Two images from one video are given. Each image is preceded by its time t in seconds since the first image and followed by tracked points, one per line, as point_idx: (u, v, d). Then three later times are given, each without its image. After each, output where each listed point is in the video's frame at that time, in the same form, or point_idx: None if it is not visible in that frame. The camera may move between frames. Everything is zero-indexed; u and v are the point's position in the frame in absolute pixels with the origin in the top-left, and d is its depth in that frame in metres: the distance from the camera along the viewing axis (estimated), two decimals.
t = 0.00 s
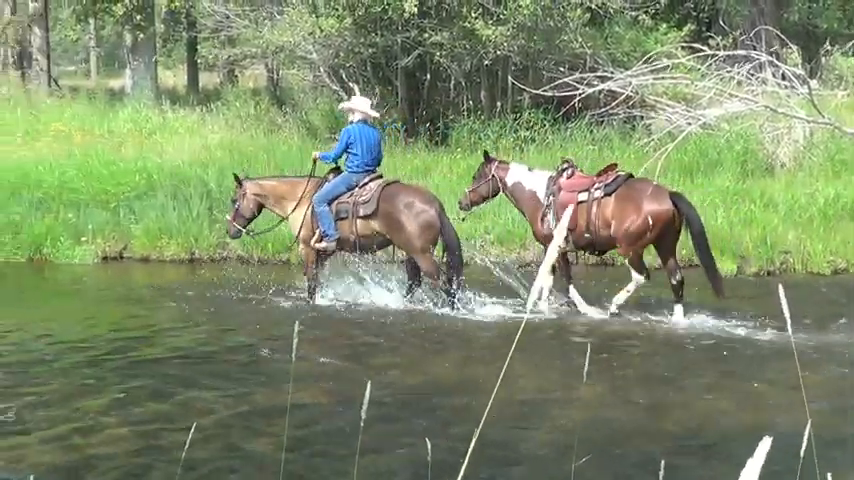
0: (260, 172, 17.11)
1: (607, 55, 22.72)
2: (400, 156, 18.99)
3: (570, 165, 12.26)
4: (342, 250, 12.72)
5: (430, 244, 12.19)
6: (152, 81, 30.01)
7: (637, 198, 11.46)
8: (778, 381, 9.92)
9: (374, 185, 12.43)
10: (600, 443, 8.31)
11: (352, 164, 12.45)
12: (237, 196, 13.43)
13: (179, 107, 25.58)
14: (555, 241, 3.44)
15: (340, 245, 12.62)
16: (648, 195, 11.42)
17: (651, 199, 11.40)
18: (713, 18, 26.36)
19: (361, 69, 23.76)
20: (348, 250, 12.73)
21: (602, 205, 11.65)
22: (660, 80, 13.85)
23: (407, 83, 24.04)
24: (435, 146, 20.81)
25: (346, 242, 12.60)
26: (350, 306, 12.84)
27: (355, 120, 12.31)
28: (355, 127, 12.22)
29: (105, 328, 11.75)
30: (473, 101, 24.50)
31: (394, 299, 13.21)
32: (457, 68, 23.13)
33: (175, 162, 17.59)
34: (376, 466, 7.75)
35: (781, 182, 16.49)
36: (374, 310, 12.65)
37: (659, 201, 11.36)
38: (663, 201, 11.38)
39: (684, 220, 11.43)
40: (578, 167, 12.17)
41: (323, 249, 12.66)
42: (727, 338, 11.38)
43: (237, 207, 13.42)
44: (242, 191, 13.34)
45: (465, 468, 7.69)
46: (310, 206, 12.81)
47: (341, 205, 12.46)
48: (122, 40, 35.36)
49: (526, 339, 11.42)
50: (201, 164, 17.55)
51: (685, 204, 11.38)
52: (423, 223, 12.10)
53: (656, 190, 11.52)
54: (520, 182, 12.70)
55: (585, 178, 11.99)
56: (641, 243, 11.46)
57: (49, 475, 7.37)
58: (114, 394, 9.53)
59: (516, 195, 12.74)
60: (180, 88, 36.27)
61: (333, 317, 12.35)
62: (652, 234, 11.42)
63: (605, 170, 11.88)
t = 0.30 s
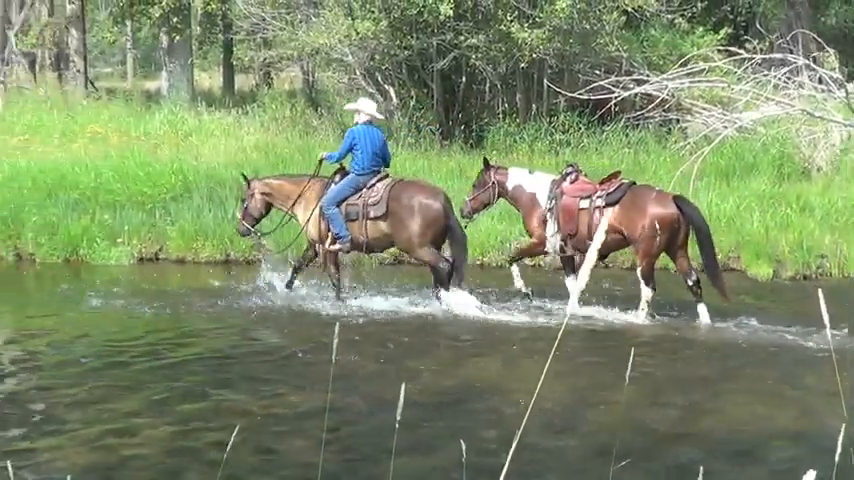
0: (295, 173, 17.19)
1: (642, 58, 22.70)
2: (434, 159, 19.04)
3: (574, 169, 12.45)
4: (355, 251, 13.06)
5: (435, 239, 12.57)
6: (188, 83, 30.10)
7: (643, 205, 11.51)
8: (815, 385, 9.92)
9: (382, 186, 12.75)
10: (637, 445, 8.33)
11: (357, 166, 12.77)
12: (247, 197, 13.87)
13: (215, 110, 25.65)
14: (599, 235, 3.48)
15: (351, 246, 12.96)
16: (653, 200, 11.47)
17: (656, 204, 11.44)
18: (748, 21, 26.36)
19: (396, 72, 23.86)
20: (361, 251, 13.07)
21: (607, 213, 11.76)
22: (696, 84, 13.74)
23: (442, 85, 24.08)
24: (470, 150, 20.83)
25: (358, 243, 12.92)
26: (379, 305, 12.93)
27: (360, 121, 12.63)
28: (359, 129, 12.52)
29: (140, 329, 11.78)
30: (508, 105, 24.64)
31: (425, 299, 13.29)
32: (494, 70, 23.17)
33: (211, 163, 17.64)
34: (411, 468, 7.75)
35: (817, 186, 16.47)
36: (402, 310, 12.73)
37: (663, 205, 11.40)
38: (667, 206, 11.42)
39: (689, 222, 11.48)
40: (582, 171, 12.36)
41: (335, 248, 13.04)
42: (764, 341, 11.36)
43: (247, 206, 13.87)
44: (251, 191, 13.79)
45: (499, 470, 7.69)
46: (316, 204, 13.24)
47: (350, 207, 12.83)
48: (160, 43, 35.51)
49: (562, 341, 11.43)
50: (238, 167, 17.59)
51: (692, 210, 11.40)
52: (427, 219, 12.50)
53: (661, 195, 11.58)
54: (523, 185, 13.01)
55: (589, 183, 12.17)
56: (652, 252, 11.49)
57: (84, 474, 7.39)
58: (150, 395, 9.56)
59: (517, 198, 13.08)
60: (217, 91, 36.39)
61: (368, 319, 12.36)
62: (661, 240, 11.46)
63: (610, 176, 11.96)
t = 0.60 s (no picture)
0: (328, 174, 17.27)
1: (675, 59, 22.66)
2: (467, 161, 19.10)
3: (568, 173, 12.52)
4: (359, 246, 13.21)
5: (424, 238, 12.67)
6: (221, 84, 30.18)
7: (638, 201, 11.58)
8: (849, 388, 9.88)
9: (385, 182, 12.83)
10: (670, 447, 8.31)
11: (363, 162, 12.91)
12: (261, 185, 14.09)
13: (247, 111, 25.70)
14: (619, 234, 3.46)
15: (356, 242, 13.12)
16: (647, 196, 11.54)
17: (651, 198, 11.51)
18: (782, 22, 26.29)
19: (429, 73, 24.07)
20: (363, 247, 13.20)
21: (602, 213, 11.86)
22: (730, 86, 13.71)
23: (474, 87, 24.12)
24: (503, 152, 20.86)
25: (360, 239, 13.07)
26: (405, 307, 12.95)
27: (363, 120, 12.77)
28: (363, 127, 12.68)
29: (173, 329, 11.82)
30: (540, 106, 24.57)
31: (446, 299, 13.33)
32: (526, 72, 23.21)
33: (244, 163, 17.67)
34: (445, 469, 7.77)
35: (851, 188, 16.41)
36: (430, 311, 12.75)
37: (658, 199, 11.47)
38: (663, 200, 11.48)
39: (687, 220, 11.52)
40: (576, 176, 12.47)
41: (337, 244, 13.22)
42: (797, 344, 11.33)
43: (260, 195, 14.08)
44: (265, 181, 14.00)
45: (532, 472, 7.68)
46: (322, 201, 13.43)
47: (354, 203, 12.98)
48: (193, 45, 35.61)
49: (593, 343, 11.43)
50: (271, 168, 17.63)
51: (687, 209, 11.47)
52: (421, 219, 12.56)
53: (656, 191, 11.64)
54: (526, 188, 12.89)
55: (584, 187, 12.28)
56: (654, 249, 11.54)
57: (120, 474, 7.43)
58: (183, 396, 9.59)
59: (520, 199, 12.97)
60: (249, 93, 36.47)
61: (399, 320, 12.37)
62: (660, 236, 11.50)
63: (604, 178, 12.09)
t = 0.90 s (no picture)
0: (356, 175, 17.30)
1: (705, 62, 22.59)
2: (496, 162, 19.12)
3: (563, 177, 12.64)
4: (352, 245, 13.35)
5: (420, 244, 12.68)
6: (250, 85, 30.22)
7: (635, 212, 11.43)
8: None
9: (382, 185, 13.00)
10: (699, 452, 8.26)
11: (364, 162, 13.14)
12: (260, 190, 14.17)
13: (277, 111, 25.72)
14: (663, 243, 3.39)
15: (348, 240, 13.30)
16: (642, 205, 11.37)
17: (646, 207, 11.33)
18: (814, 25, 26.21)
19: (458, 74, 24.08)
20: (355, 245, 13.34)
21: (595, 219, 11.94)
22: (760, 89, 13.66)
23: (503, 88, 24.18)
24: (532, 153, 20.84)
25: (353, 238, 13.21)
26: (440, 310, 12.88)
27: (367, 121, 13.02)
28: (368, 126, 12.93)
29: (200, 329, 11.84)
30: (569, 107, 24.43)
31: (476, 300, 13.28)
32: (554, 74, 23.30)
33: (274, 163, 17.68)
34: (471, 471, 7.75)
35: None
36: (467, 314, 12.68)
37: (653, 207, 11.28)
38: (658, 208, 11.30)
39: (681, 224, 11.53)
40: (570, 179, 12.54)
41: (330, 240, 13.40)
42: (825, 348, 11.28)
43: (261, 199, 14.14)
44: (265, 183, 14.11)
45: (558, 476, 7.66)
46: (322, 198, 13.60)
47: (350, 202, 13.13)
48: (223, 45, 35.66)
49: (620, 346, 11.41)
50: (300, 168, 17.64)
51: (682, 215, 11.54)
52: (416, 225, 12.59)
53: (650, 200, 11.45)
54: (517, 190, 13.13)
55: (579, 192, 12.34)
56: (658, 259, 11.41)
57: (148, 473, 7.45)
58: (210, 395, 9.61)
59: (511, 201, 13.23)
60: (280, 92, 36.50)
61: (424, 321, 12.36)
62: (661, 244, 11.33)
63: (599, 183, 12.08)
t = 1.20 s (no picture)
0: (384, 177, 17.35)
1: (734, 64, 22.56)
2: (523, 163, 19.14)
3: (558, 179, 12.71)
4: (351, 243, 13.44)
5: (422, 241, 12.73)
6: (278, 87, 30.28)
7: (631, 209, 11.63)
8: None
9: (380, 181, 13.06)
10: (728, 454, 8.25)
11: (366, 160, 13.27)
12: (264, 178, 14.51)
13: (305, 113, 25.79)
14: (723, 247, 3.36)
15: (347, 238, 13.38)
16: (639, 203, 11.59)
17: (642, 205, 11.57)
18: (843, 26, 26.14)
19: (486, 76, 24.14)
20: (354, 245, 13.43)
21: (592, 218, 12.03)
22: (789, 90, 13.65)
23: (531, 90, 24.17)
24: (560, 155, 20.85)
25: (352, 235, 13.32)
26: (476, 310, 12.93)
27: (371, 119, 13.14)
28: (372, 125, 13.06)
29: (228, 331, 11.87)
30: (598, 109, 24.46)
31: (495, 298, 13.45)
32: (583, 75, 23.23)
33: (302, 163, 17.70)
34: (501, 472, 7.76)
35: None
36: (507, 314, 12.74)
37: (649, 206, 11.53)
38: (654, 206, 11.53)
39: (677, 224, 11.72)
40: (566, 180, 12.64)
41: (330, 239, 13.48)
42: None
43: (262, 188, 14.49)
44: (269, 174, 14.41)
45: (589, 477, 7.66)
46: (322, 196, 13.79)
47: (350, 200, 13.24)
48: (252, 47, 35.73)
49: (648, 347, 11.40)
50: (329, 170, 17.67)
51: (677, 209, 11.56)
52: (417, 222, 12.64)
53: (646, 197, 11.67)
54: (515, 192, 13.17)
55: (576, 192, 12.45)
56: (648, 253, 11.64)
57: (177, 474, 7.47)
58: (238, 397, 9.63)
59: (511, 203, 13.24)
60: (308, 94, 36.54)
61: (451, 323, 12.36)
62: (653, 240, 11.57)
63: (595, 183, 12.21)
